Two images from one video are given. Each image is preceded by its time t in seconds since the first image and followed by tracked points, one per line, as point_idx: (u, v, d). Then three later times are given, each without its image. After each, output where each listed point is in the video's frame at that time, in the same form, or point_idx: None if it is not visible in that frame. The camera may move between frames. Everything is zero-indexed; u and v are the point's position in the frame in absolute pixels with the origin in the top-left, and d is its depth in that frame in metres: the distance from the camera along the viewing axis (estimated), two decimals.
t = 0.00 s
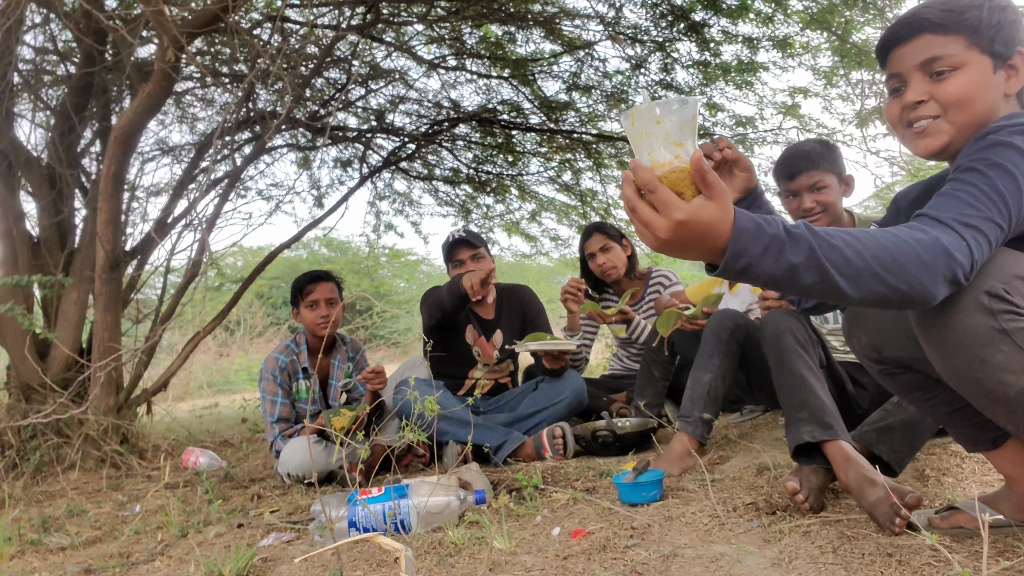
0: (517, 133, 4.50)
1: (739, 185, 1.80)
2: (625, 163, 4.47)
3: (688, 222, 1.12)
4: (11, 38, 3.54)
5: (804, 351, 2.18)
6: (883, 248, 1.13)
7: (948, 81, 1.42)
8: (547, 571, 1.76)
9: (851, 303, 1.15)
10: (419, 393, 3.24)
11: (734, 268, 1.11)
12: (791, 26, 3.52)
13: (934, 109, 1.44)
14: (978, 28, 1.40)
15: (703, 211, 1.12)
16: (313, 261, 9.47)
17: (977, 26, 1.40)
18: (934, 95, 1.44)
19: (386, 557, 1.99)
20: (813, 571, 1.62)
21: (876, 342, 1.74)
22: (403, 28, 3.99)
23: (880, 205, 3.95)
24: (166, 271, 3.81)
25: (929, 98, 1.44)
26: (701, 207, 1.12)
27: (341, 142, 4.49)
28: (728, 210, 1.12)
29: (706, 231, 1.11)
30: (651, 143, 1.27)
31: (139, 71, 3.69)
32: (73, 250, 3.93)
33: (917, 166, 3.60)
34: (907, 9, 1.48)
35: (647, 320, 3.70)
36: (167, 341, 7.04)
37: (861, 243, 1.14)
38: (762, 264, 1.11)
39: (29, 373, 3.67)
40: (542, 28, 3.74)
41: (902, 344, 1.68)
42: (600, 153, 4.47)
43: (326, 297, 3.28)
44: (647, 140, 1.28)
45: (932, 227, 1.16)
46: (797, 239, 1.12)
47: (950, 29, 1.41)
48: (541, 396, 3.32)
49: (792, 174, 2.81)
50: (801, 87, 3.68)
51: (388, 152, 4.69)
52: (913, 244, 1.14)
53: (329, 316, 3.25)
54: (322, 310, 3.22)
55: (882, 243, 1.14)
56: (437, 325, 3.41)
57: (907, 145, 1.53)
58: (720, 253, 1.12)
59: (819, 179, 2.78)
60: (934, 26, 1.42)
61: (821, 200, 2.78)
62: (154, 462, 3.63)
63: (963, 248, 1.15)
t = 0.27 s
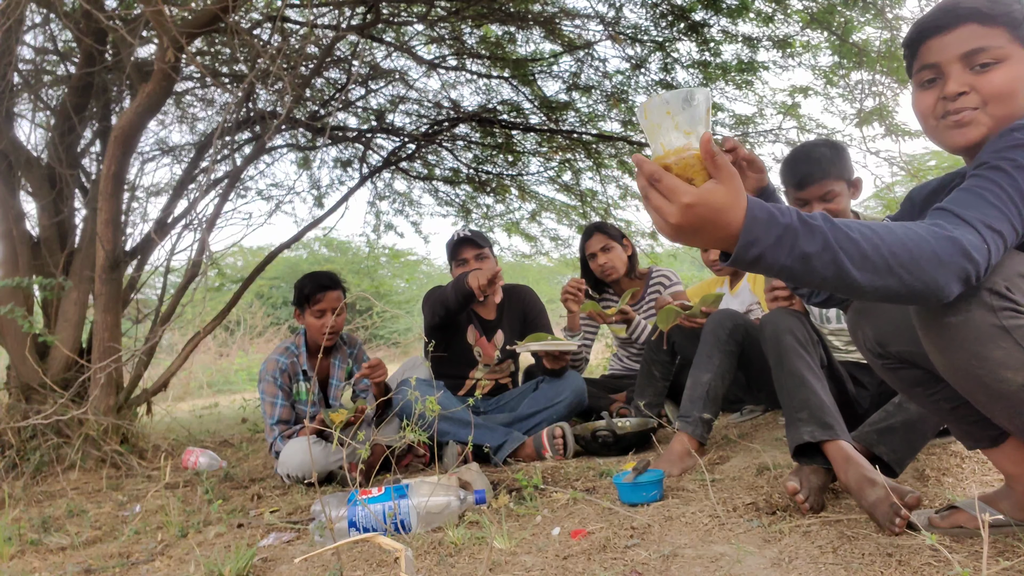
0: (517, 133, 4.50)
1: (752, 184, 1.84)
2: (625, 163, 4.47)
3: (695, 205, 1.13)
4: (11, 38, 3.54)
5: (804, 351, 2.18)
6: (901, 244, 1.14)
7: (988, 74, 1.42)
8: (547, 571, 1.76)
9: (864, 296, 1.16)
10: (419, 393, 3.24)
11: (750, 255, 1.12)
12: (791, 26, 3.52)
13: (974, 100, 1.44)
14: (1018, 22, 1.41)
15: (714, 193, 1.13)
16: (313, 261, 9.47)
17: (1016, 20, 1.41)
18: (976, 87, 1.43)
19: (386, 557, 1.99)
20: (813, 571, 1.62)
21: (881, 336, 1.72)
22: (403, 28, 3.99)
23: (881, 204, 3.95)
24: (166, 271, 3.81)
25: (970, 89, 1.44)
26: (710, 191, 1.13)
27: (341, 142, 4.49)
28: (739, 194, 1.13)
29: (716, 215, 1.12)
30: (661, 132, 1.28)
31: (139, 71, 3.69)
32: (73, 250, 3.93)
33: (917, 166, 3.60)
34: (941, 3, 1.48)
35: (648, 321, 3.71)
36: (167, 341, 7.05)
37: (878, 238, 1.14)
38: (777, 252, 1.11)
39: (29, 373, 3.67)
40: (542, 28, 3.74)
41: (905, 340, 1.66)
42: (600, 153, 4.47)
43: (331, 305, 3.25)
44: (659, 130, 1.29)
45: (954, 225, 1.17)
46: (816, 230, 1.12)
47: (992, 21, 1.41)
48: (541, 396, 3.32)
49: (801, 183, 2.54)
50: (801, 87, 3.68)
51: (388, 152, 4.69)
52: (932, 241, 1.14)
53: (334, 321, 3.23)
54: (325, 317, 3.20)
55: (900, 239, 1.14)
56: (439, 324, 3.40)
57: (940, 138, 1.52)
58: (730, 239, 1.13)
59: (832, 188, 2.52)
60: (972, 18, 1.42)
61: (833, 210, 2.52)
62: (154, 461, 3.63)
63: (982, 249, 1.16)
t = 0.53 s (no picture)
0: (517, 133, 4.50)
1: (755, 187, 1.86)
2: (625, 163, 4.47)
3: (710, 200, 1.24)
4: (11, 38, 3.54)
5: (804, 351, 2.17)
6: (902, 245, 1.21)
7: (1005, 72, 1.42)
8: (546, 571, 1.76)
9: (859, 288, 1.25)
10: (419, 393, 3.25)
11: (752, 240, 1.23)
12: (791, 26, 3.52)
13: (990, 98, 1.43)
14: None
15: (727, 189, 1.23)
16: (313, 261, 9.47)
17: None
18: (992, 84, 1.43)
19: (385, 557, 1.99)
20: (813, 571, 1.62)
21: (882, 342, 1.71)
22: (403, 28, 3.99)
23: (881, 204, 3.95)
24: (166, 271, 3.81)
25: (987, 86, 1.44)
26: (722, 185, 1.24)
27: (341, 142, 4.49)
28: (752, 189, 1.22)
29: (726, 206, 1.23)
30: (691, 130, 1.41)
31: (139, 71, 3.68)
32: (73, 250, 3.93)
33: (918, 166, 3.60)
34: None
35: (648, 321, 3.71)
36: (167, 341, 7.05)
37: (879, 237, 1.22)
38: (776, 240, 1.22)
39: (29, 373, 3.67)
40: (542, 28, 3.74)
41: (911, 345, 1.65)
42: (600, 153, 4.47)
43: (333, 309, 3.24)
44: (689, 128, 1.43)
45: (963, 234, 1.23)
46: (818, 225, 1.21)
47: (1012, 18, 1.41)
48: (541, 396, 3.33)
49: (809, 187, 2.51)
50: (801, 87, 3.68)
51: (388, 152, 4.69)
52: (933, 246, 1.21)
53: (337, 326, 3.22)
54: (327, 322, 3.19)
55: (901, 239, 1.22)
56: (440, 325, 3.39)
57: (952, 135, 1.52)
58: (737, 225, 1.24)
59: (839, 191, 2.49)
60: (991, 16, 1.42)
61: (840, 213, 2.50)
62: (154, 461, 3.63)
63: (988, 256, 1.22)
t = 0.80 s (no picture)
0: (517, 133, 4.50)
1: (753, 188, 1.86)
2: (625, 163, 4.47)
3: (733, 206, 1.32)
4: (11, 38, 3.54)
5: (803, 351, 2.18)
6: (902, 232, 1.28)
7: (980, 76, 1.42)
8: (547, 571, 1.76)
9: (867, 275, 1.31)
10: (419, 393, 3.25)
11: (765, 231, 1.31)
12: (791, 26, 3.52)
13: (964, 103, 1.43)
14: (1012, 21, 1.40)
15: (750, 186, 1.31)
16: (313, 261, 9.46)
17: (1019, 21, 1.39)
18: (965, 89, 1.43)
19: (385, 557, 1.99)
20: (813, 571, 1.62)
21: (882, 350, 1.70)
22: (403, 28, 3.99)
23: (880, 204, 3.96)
24: (166, 271, 3.81)
25: (960, 91, 1.44)
26: (744, 186, 1.31)
27: (341, 142, 4.49)
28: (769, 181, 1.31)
29: (748, 207, 1.31)
30: (704, 135, 1.41)
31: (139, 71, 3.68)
32: (73, 250, 3.93)
33: (917, 166, 3.60)
34: (940, 3, 1.48)
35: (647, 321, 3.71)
36: (167, 341, 7.05)
37: (882, 224, 1.29)
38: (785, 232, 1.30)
39: (28, 373, 3.67)
40: (542, 28, 3.74)
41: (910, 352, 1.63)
42: (600, 153, 4.47)
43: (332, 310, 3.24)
44: (702, 133, 1.42)
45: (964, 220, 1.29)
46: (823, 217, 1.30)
47: (991, 23, 1.40)
48: (542, 396, 3.33)
49: (815, 186, 2.54)
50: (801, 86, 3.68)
51: (388, 152, 4.69)
52: (936, 231, 1.27)
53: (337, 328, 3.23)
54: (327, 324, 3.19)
55: (904, 229, 1.28)
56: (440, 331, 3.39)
57: (932, 139, 1.52)
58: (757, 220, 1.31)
59: (845, 193, 2.51)
60: (968, 20, 1.42)
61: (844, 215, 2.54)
62: (154, 461, 3.63)
63: (991, 237, 1.26)
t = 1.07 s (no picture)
0: (517, 133, 4.50)
1: (758, 175, 1.76)
2: (625, 163, 4.47)
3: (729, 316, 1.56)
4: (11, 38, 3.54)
5: (802, 351, 2.17)
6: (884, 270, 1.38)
7: (943, 86, 1.46)
8: (546, 571, 1.76)
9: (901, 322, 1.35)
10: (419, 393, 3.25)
11: (834, 411, 1.39)
12: (791, 26, 3.52)
13: (935, 113, 1.48)
14: (974, 30, 1.41)
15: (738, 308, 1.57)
16: (313, 261, 9.46)
17: (979, 27, 1.41)
18: (934, 100, 1.47)
19: (385, 557, 1.99)
20: (813, 572, 1.62)
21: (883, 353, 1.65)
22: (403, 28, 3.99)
23: (881, 204, 3.96)
24: (166, 271, 3.81)
25: (930, 102, 1.48)
26: (775, 393, 1.46)
27: (341, 142, 4.49)
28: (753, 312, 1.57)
29: (803, 412, 1.41)
30: (698, 113, 1.69)
31: (139, 71, 3.68)
32: (73, 250, 3.93)
33: (917, 166, 3.60)
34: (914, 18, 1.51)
35: (645, 321, 3.72)
36: (167, 341, 7.05)
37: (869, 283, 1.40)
38: (837, 381, 1.38)
39: (28, 372, 3.67)
40: (542, 28, 3.74)
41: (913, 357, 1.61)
42: (600, 153, 4.47)
43: (327, 308, 3.24)
44: (697, 110, 1.69)
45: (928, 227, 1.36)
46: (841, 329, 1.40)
47: (953, 31, 1.43)
48: (541, 396, 3.34)
49: (815, 188, 2.56)
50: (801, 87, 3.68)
51: (388, 152, 4.69)
52: (908, 256, 1.34)
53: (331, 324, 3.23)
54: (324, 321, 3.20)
55: (887, 273, 1.37)
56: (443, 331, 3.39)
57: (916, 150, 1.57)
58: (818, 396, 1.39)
59: (844, 196, 2.54)
60: (931, 32, 1.46)
61: (844, 216, 2.57)
62: (154, 462, 3.63)
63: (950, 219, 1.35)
